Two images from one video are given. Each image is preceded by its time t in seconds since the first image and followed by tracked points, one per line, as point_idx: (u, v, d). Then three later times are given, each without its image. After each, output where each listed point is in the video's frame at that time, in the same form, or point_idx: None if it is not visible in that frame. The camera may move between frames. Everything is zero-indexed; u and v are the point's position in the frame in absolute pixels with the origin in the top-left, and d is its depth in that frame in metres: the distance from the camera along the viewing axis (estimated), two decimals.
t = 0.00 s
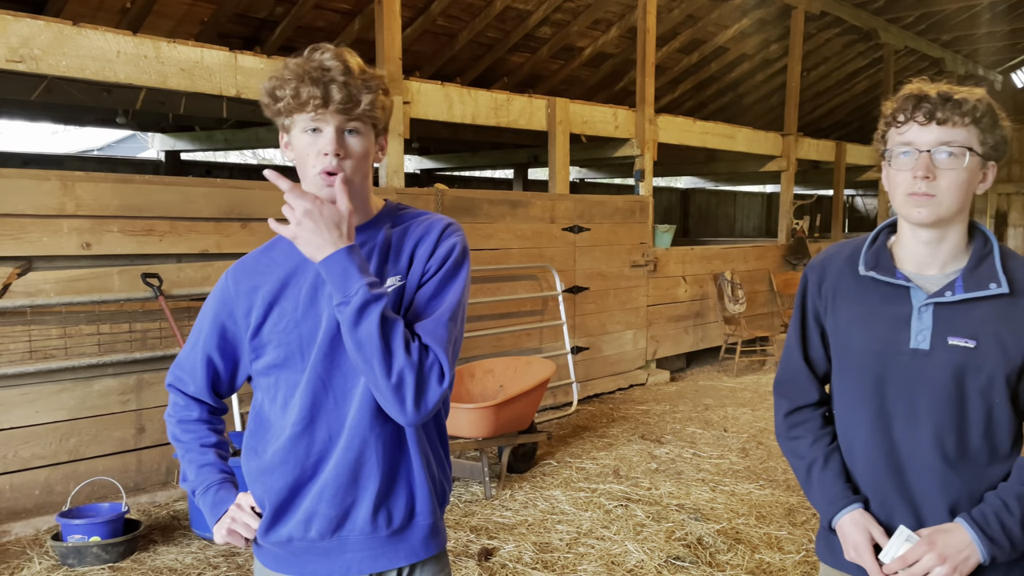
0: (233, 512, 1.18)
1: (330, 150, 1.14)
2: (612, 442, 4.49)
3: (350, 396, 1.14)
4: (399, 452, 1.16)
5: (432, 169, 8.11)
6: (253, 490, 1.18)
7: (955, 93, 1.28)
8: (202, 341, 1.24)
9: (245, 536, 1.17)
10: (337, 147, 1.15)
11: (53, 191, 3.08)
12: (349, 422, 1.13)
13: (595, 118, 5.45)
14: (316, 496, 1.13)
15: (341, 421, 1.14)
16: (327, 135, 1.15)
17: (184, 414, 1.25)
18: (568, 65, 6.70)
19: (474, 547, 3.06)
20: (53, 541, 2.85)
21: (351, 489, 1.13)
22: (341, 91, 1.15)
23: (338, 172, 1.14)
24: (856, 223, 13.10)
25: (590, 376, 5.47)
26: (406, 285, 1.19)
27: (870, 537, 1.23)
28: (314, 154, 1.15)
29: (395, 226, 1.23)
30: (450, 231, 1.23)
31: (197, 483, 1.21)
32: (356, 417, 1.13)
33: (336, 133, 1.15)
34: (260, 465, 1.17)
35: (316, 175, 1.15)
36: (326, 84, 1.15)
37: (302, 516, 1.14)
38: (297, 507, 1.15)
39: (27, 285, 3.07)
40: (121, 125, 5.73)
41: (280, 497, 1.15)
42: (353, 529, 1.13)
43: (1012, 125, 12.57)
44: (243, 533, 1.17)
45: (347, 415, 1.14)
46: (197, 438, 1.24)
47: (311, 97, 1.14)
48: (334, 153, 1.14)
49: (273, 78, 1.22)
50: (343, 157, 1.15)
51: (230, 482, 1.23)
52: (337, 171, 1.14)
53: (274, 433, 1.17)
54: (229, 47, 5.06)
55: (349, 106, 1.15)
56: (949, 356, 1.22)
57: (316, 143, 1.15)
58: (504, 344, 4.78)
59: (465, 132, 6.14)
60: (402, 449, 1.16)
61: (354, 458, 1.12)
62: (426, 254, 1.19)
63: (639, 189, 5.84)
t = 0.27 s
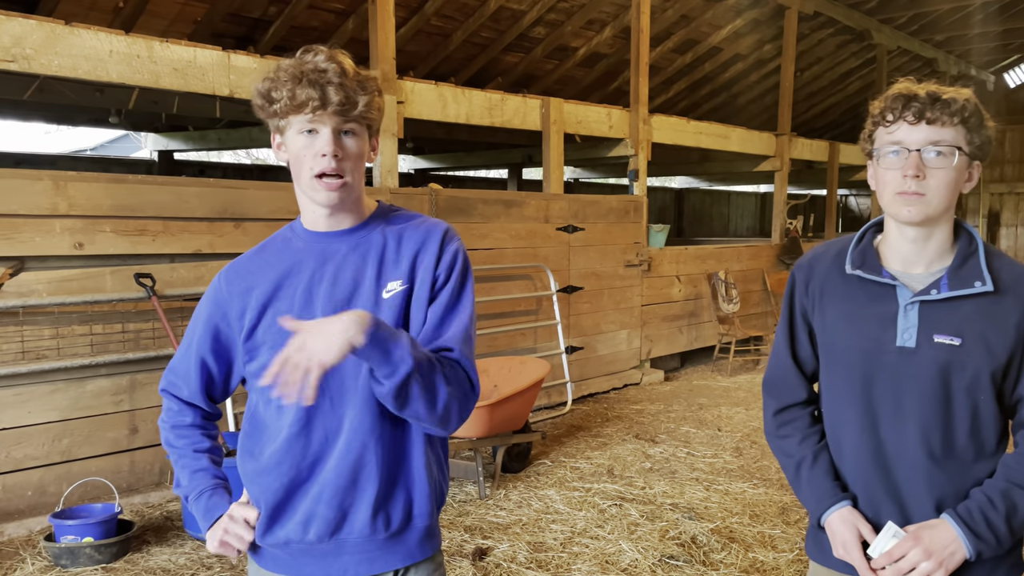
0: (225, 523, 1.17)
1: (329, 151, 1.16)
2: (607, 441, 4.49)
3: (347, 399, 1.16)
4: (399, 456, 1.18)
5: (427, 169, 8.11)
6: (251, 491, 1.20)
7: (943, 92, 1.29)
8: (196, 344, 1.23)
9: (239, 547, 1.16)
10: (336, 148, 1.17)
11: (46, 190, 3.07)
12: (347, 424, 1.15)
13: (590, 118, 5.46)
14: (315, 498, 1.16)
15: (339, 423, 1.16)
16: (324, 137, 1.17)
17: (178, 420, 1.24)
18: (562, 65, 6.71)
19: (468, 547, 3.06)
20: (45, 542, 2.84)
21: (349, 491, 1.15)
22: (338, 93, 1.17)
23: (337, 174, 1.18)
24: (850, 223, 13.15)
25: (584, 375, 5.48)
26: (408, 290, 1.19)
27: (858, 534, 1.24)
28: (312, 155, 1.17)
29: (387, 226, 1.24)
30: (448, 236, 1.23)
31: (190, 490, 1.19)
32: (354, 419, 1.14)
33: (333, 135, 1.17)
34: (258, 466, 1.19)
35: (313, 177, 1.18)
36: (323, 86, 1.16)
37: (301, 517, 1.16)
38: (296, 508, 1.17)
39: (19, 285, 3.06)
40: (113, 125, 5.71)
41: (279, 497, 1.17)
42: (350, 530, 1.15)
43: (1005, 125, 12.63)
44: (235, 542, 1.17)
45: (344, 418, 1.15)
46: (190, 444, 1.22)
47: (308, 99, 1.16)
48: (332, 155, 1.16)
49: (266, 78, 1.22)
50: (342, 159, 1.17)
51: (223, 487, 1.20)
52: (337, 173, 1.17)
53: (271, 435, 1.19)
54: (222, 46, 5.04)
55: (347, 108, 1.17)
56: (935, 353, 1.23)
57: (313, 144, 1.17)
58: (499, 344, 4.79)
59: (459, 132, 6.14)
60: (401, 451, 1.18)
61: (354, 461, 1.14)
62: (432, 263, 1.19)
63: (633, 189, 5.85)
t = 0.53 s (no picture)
0: None
1: (327, 154, 1.17)
2: (597, 441, 4.50)
3: (347, 403, 1.18)
4: (396, 460, 1.21)
5: (418, 169, 8.10)
6: (243, 493, 1.20)
7: (927, 93, 1.30)
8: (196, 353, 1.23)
9: None
10: (334, 152, 1.18)
11: (34, 190, 3.05)
12: (346, 427, 1.17)
13: (581, 118, 5.47)
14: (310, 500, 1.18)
15: (336, 426, 1.18)
16: (322, 139, 1.18)
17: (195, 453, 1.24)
18: (553, 65, 6.71)
19: (459, 547, 3.07)
20: (34, 543, 2.82)
21: (344, 493, 1.17)
22: (336, 96, 1.17)
23: (334, 176, 1.19)
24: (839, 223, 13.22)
25: (575, 375, 5.49)
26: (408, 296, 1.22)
27: (841, 532, 1.25)
28: (309, 158, 1.18)
29: (380, 229, 1.25)
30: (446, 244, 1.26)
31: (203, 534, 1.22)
32: (353, 422, 1.17)
33: (330, 137, 1.18)
34: (252, 470, 1.19)
35: (310, 179, 1.19)
36: (321, 89, 1.17)
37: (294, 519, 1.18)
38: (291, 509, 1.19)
39: (7, 286, 3.04)
40: (103, 124, 5.68)
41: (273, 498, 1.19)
42: (342, 533, 1.17)
43: (993, 126, 12.70)
44: None
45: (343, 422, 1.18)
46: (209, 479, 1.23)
47: (305, 101, 1.16)
48: (330, 158, 1.17)
49: (260, 79, 1.23)
50: (339, 161, 1.18)
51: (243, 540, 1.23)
52: (334, 175, 1.18)
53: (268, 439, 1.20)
54: (212, 45, 5.03)
55: (344, 111, 1.18)
56: (917, 352, 1.24)
57: (310, 147, 1.18)
58: (490, 344, 4.79)
59: (450, 132, 6.14)
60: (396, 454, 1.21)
61: (351, 465, 1.17)
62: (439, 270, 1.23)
63: (624, 189, 5.87)
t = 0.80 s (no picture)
0: None
1: (334, 153, 1.19)
2: (589, 441, 4.51)
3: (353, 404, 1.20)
4: (400, 459, 1.23)
5: (410, 169, 8.09)
6: (247, 498, 1.21)
7: (909, 93, 1.31)
8: (191, 362, 1.22)
9: None
10: (340, 151, 1.20)
11: (22, 189, 3.04)
12: (353, 427, 1.19)
13: (572, 118, 5.48)
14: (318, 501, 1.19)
15: (342, 427, 1.19)
16: (327, 138, 1.20)
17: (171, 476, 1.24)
18: (545, 65, 6.72)
19: (450, 547, 3.07)
20: (23, 544, 2.81)
21: (351, 493, 1.18)
22: (341, 95, 1.20)
23: (339, 175, 1.20)
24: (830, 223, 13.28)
25: (567, 375, 5.50)
26: (409, 295, 1.26)
27: (831, 531, 1.25)
28: (315, 157, 1.19)
29: (376, 229, 1.27)
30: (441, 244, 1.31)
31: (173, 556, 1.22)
32: (359, 423, 1.19)
33: (335, 136, 1.20)
34: (255, 474, 1.19)
35: (315, 177, 1.19)
36: (325, 89, 1.19)
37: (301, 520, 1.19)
38: (297, 512, 1.20)
39: None
40: (92, 123, 5.65)
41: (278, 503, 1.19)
42: (350, 532, 1.18)
43: (982, 126, 12.78)
44: None
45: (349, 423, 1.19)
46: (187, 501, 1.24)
47: (311, 100, 1.18)
48: (337, 156, 1.19)
49: (259, 78, 1.23)
50: (344, 160, 1.20)
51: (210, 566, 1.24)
52: (340, 174, 1.20)
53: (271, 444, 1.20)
54: (202, 44, 5.01)
55: (349, 110, 1.21)
56: (903, 349, 1.25)
57: (315, 146, 1.20)
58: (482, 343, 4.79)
59: (442, 132, 6.14)
60: (400, 452, 1.23)
61: (358, 466, 1.18)
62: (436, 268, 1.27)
63: (615, 189, 5.88)
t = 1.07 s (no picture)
0: None
1: (344, 153, 1.20)
2: (582, 440, 4.52)
3: (356, 402, 1.22)
4: (398, 458, 1.26)
5: (403, 168, 8.09)
6: (247, 499, 1.20)
7: (879, 95, 1.33)
8: (187, 365, 1.20)
9: None
10: (349, 152, 1.21)
11: (13, 188, 3.02)
12: (355, 425, 1.21)
13: (565, 118, 5.48)
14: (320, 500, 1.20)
15: (345, 426, 1.21)
16: (336, 138, 1.20)
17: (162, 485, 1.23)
18: (538, 65, 6.73)
19: (443, 546, 3.07)
20: (14, 544, 2.80)
21: (353, 491, 1.20)
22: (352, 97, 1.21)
23: (347, 176, 1.21)
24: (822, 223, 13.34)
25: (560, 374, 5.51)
26: (407, 293, 1.29)
27: (818, 528, 1.26)
28: (325, 157, 1.20)
29: (369, 230, 1.30)
30: (434, 246, 1.35)
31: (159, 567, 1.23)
32: (361, 420, 1.21)
33: (344, 137, 1.21)
34: (256, 476, 1.19)
35: (324, 177, 1.20)
36: (335, 90, 1.20)
37: (303, 521, 1.19)
38: (298, 513, 1.20)
39: None
40: (84, 121, 5.63)
41: (279, 504, 1.19)
42: (351, 531, 1.19)
43: (974, 127, 12.86)
44: None
45: (352, 421, 1.21)
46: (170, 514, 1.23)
47: (323, 101, 1.19)
48: (347, 157, 1.20)
49: (265, 76, 1.22)
50: (353, 162, 1.21)
51: None
52: (349, 175, 1.21)
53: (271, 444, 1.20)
54: (195, 42, 4.99)
55: (360, 112, 1.22)
56: (886, 346, 1.26)
57: (324, 146, 1.20)
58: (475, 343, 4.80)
59: (435, 131, 6.14)
60: (398, 450, 1.26)
61: (360, 463, 1.20)
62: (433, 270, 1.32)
63: (608, 189, 5.89)
